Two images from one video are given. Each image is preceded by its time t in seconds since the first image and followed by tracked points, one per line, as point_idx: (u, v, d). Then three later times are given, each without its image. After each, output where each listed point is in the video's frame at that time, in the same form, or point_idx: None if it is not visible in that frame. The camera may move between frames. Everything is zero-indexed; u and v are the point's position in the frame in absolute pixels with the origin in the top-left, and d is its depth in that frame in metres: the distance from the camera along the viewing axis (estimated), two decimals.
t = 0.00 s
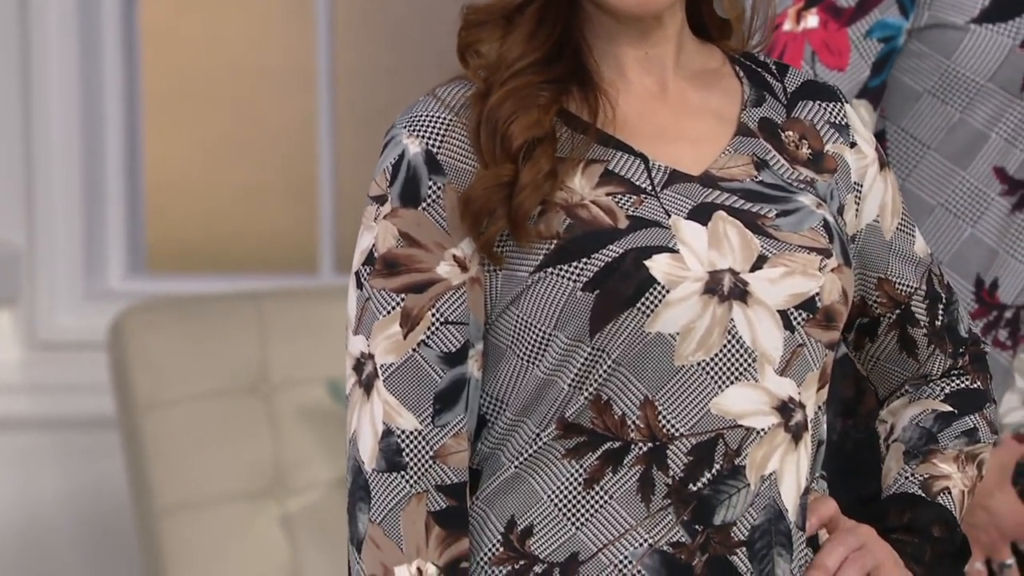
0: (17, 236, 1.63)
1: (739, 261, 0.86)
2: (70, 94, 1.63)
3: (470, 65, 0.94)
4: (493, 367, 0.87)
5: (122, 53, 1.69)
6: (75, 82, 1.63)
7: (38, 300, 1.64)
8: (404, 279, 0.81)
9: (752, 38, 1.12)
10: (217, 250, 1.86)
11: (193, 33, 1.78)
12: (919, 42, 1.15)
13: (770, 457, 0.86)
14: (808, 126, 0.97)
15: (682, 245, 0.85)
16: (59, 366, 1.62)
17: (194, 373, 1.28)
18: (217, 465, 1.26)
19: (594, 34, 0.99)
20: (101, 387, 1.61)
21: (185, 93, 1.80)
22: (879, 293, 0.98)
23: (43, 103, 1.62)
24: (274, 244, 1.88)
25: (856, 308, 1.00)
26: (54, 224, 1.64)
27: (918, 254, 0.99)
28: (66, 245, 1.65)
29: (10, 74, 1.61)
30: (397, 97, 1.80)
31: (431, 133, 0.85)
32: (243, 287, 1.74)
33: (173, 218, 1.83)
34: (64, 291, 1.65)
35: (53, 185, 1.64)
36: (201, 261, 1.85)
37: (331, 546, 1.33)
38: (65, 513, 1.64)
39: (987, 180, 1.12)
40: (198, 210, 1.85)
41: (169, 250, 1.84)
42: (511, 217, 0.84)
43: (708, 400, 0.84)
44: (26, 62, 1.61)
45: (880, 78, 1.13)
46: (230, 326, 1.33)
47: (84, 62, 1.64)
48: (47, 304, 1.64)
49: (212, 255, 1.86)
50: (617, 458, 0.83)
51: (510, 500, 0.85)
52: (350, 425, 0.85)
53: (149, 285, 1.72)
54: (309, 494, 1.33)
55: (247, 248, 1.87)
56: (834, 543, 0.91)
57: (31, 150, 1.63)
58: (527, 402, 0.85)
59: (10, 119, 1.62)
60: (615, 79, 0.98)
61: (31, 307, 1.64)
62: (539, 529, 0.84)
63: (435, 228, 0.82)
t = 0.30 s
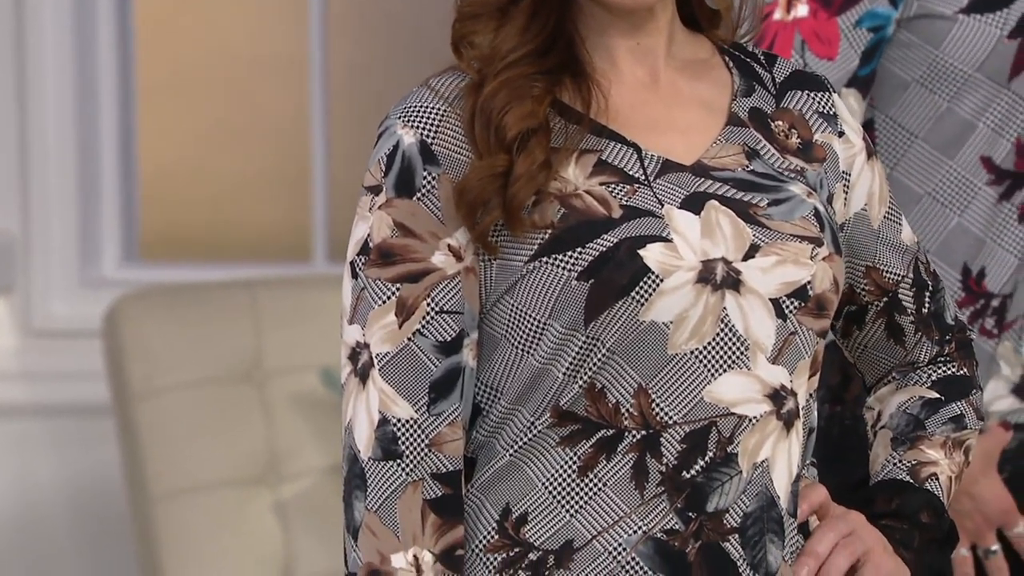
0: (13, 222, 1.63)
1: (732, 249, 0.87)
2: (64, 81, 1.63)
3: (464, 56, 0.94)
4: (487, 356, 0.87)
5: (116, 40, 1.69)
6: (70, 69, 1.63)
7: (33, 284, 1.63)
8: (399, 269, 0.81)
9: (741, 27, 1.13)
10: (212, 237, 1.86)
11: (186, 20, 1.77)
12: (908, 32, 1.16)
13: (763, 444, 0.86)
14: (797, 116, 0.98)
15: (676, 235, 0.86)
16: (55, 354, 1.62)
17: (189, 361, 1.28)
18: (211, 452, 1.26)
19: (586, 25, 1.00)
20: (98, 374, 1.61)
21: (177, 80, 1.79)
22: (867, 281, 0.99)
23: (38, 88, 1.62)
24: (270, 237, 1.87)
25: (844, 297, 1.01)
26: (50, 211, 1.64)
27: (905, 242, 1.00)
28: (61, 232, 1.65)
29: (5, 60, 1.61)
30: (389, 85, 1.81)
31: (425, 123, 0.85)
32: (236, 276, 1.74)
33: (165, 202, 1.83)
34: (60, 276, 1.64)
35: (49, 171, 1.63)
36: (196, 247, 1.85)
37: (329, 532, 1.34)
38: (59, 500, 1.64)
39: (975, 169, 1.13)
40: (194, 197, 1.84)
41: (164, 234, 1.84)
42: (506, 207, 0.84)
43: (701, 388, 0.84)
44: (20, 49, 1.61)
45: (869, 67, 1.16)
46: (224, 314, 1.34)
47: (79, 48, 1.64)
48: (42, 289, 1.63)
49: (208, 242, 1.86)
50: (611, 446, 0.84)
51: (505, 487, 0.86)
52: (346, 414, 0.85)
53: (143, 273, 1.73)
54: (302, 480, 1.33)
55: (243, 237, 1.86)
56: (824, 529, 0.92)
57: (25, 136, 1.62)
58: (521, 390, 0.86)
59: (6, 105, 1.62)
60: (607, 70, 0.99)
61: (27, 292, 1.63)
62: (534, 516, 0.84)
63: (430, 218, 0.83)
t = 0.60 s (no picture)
0: (7, 215, 1.61)
1: (723, 240, 0.88)
2: (59, 72, 1.63)
3: (457, 48, 0.94)
4: (481, 347, 0.88)
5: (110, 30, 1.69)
6: (65, 58, 1.63)
7: (25, 279, 1.62)
8: (393, 261, 0.82)
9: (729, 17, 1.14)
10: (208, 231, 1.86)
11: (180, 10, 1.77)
12: (897, 21, 1.17)
13: (754, 434, 0.87)
14: (784, 108, 0.99)
15: (667, 226, 0.86)
16: (50, 343, 1.61)
17: (183, 350, 1.29)
18: (205, 440, 1.27)
19: (576, 18, 1.00)
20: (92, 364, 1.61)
21: (169, 71, 1.78)
22: (854, 272, 1.00)
23: (33, 78, 1.62)
24: (266, 228, 1.88)
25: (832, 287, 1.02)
26: (44, 201, 1.63)
27: (891, 233, 1.01)
28: (55, 223, 1.64)
29: None
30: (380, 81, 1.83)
31: (419, 116, 0.86)
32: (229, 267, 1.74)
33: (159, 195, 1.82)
34: (55, 266, 1.64)
35: (44, 162, 1.63)
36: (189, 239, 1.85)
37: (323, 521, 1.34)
38: (56, 491, 1.65)
39: (962, 158, 1.14)
40: (188, 191, 1.83)
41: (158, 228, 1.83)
42: (500, 200, 0.85)
43: (694, 378, 0.85)
44: (15, 38, 1.60)
45: (858, 57, 1.17)
46: (218, 302, 1.34)
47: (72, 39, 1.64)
48: (38, 280, 1.62)
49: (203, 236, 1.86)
50: (604, 436, 0.85)
51: (499, 478, 0.86)
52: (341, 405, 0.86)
53: (137, 264, 1.73)
54: (295, 469, 1.34)
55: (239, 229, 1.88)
56: (814, 517, 0.93)
57: (20, 126, 1.61)
58: (515, 381, 0.87)
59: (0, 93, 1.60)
60: (598, 62, 0.99)
61: (22, 283, 1.62)
62: (528, 506, 0.85)
63: (425, 210, 0.83)
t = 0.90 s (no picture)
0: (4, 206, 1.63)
1: (717, 231, 0.88)
2: (55, 62, 1.64)
3: (452, 39, 0.95)
4: (477, 336, 0.88)
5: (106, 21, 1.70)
6: (62, 48, 1.64)
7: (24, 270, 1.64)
8: (390, 251, 0.82)
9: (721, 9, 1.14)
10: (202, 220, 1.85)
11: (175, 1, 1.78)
12: (885, 6, 1.20)
13: (747, 423, 0.88)
14: (777, 100, 0.99)
15: (662, 217, 0.87)
16: (49, 330, 1.63)
17: (179, 339, 1.29)
18: (200, 428, 1.28)
19: (571, 9, 1.01)
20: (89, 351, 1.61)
21: (164, 61, 1.79)
22: (846, 263, 1.01)
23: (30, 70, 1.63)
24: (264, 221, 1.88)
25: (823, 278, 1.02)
26: (41, 190, 1.65)
27: (882, 224, 1.02)
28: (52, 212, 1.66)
29: None
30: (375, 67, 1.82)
31: (415, 107, 0.86)
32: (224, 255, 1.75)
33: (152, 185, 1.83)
34: (51, 254, 1.66)
35: (39, 151, 1.65)
36: (184, 227, 1.85)
37: (315, 508, 1.34)
38: (52, 478, 1.64)
39: (947, 142, 1.18)
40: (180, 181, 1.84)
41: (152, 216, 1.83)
42: (495, 189, 0.85)
43: (687, 366, 0.86)
44: (13, 28, 1.61)
45: (847, 41, 1.19)
46: (215, 292, 1.34)
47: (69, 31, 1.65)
48: (35, 266, 1.65)
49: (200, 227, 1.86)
50: (599, 424, 0.85)
51: (495, 466, 0.87)
52: (337, 393, 0.86)
53: (134, 252, 1.73)
54: (290, 457, 1.34)
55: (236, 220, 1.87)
56: (807, 504, 0.94)
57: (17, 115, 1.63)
58: (510, 370, 0.87)
59: None
60: (593, 54, 0.99)
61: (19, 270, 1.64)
62: (523, 494, 0.85)
63: (421, 200, 0.84)
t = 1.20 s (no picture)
0: None
1: (710, 218, 0.89)
2: (50, 49, 1.64)
3: (450, 29, 0.96)
4: (472, 324, 0.89)
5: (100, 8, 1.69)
6: (57, 36, 1.64)
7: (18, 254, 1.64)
8: (385, 239, 0.83)
9: None
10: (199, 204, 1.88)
11: None
12: None
13: (740, 409, 0.88)
14: (770, 88, 1.00)
15: (656, 204, 0.88)
16: (43, 317, 1.62)
17: (174, 323, 1.30)
18: (195, 413, 1.28)
19: None
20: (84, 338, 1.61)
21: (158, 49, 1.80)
22: (838, 249, 1.02)
23: (24, 57, 1.62)
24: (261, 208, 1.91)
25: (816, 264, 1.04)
26: (36, 179, 1.65)
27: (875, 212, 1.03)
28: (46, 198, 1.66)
29: None
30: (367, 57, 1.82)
31: (410, 97, 0.87)
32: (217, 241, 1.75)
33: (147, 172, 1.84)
34: (47, 242, 1.66)
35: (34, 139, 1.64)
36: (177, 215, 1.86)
37: (310, 493, 1.36)
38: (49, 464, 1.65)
39: (919, 123, 1.18)
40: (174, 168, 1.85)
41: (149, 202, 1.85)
42: (491, 178, 0.86)
43: (680, 353, 0.87)
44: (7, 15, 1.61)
45: (831, 16, 1.18)
46: (210, 277, 1.35)
47: (64, 16, 1.64)
48: (30, 253, 1.65)
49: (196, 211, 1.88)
50: (593, 410, 0.86)
51: (489, 451, 0.88)
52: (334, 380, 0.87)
53: (129, 240, 1.73)
54: (282, 443, 1.35)
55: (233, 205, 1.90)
56: (799, 489, 0.95)
57: (12, 102, 1.63)
58: (506, 356, 0.88)
59: None
60: (587, 42, 1.00)
61: (14, 256, 1.64)
62: (517, 479, 0.86)
63: (416, 188, 0.84)
